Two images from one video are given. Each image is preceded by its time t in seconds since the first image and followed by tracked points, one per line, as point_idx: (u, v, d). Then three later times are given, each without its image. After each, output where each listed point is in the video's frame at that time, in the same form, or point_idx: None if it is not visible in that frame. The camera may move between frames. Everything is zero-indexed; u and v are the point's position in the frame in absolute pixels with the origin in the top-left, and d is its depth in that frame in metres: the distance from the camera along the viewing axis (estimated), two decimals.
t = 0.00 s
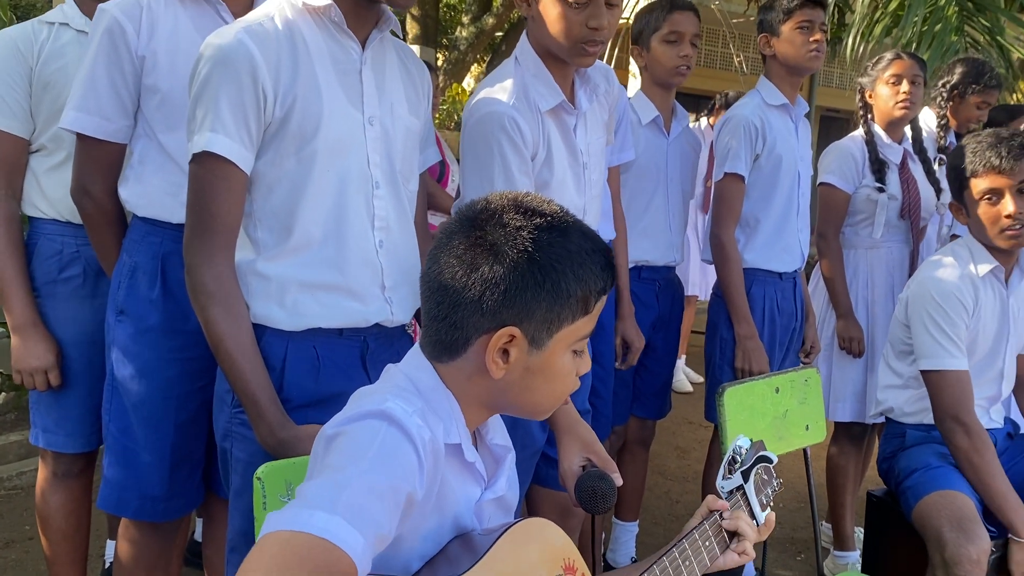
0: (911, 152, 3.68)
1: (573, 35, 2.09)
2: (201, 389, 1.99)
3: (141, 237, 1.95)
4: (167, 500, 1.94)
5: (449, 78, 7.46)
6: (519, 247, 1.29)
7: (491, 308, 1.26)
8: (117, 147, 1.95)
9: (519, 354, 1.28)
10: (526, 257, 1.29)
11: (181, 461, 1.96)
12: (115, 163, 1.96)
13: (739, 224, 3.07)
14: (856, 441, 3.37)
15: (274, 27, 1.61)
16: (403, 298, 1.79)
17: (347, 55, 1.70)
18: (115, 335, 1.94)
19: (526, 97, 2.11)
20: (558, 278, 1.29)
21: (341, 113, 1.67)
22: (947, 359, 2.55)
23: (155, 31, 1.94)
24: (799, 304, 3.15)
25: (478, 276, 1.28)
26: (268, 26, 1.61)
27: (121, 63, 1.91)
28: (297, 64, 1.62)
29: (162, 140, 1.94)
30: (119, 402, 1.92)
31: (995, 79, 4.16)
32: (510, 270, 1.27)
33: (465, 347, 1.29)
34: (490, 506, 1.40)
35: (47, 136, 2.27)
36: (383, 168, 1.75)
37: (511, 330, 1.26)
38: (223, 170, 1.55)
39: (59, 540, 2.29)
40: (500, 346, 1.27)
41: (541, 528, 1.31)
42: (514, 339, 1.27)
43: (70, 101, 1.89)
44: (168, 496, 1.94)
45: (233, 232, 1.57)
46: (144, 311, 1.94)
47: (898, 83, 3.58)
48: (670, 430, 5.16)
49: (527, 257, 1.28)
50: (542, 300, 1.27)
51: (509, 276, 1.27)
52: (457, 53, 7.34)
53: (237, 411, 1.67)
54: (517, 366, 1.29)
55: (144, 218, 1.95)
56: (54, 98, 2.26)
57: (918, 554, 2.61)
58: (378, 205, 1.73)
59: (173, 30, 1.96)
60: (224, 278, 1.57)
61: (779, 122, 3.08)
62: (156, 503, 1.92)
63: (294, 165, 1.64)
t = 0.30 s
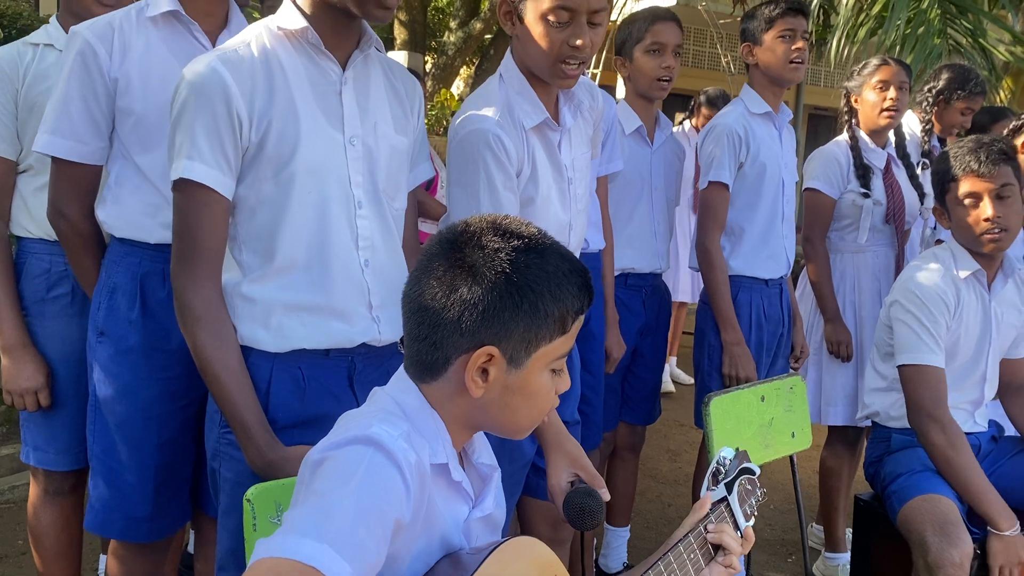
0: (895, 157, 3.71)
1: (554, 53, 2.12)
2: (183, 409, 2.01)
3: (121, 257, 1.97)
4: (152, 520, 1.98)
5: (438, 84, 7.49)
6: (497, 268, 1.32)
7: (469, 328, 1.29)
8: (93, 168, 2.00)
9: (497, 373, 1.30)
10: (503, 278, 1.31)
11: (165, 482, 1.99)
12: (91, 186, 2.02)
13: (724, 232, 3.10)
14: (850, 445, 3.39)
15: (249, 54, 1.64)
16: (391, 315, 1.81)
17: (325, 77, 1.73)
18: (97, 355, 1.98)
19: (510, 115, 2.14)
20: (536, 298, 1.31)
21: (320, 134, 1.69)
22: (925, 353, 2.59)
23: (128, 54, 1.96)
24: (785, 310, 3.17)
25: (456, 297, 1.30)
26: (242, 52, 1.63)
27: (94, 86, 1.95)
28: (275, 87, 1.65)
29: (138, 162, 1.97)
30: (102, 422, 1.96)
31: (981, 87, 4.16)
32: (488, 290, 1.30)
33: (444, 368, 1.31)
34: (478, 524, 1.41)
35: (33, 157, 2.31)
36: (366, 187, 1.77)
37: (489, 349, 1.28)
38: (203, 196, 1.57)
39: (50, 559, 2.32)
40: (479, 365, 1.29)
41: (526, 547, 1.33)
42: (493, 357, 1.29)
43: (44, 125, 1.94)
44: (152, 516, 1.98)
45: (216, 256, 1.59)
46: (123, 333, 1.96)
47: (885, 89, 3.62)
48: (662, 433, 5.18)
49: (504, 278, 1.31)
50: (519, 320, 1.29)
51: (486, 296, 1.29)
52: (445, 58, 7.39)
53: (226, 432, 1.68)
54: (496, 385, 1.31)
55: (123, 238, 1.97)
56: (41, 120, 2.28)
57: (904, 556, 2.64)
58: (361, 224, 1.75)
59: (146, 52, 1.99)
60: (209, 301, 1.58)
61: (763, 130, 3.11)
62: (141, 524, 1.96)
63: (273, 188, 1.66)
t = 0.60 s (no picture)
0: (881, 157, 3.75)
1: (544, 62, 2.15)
2: (165, 418, 2.09)
3: (98, 269, 2.04)
4: (134, 531, 2.05)
5: (428, 87, 7.53)
6: (488, 282, 1.34)
7: (462, 340, 1.31)
8: (69, 180, 2.05)
9: (489, 384, 1.33)
10: (495, 292, 1.33)
11: (146, 492, 2.07)
12: (67, 198, 2.07)
13: (714, 234, 3.13)
14: (836, 442, 3.44)
15: (242, 67, 1.66)
16: (386, 323, 1.84)
17: (317, 89, 1.75)
18: (75, 367, 2.02)
19: (502, 123, 2.16)
20: (527, 311, 1.33)
21: (313, 147, 1.71)
22: (908, 352, 2.64)
23: (102, 66, 2.02)
24: (775, 311, 3.20)
25: (448, 310, 1.32)
26: (236, 66, 1.65)
27: (69, 99, 2.00)
28: (267, 101, 1.67)
29: (115, 175, 2.03)
30: (82, 435, 2.01)
31: (968, 88, 4.17)
32: (480, 304, 1.32)
33: (437, 379, 1.33)
34: (471, 529, 1.44)
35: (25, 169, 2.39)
36: (360, 197, 1.79)
37: (481, 361, 1.31)
38: (201, 209, 1.59)
39: (46, 568, 2.33)
40: (470, 377, 1.32)
41: (518, 549, 1.35)
42: (484, 369, 1.32)
43: (20, 140, 2.00)
44: (135, 528, 2.05)
45: (213, 268, 1.61)
46: (102, 345, 2.01)
47: (872, 92, 3.64)
48: (655, 433, 5.22)
49: (496, 291, 1.33)
50: (511, 333, 1.32)
51: (478, 309, 1.32)
52: (435, 61, 7.42)
53: (224, 442, 1.70)
54: (487, 396, 1.34)
55: (100, 250, 2.04)
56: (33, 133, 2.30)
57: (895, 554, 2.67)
58: (356, 233, 1.78)
59: (121, 64, 2.03)
60: (206, 312, 1.60)
61: (751, 134, 3.15)
62: (124, 535, 2.03)
63: (268, 200, 1.68)
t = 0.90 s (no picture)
0: (870, 154, 3.77)
1: (537, 64, 2.17)
2: (147, 420, 2.12)
3: (80, 272, 2.07)
4: (115, 530, 2.07)
5: (421, 86, 7.56)
6: (487, 278, 1.37)
7: (461, 336, 1.34)
8: (48, 189, 2.07)
9: (488, 378, 1.35)
10: (493, 287, 1.36)
11: (128, 490, 2.10)
12: (48, 208, 2.09)
13: (705, 232, 3.17)
14: (827, 436, 3.48)
15: (239, 69, 1.68)
16: (381, 320, 1.87)
17: (312, 90, 1.77)
18: (56, 371, 2.04)
19: (495, 123, 2.19)
20: (525, 307, 1.36)
21: (310, 148, 1.74)
22: (904, 346, 2.67)
23: (83, 75, 2.05)
24: (766, 307, 3.24)
25: (449, 306, 1.35)
26: (233, 68, 1.67)
27: (51, 108, 2.02)
28: (265, 103, 1.69)
29: (97, 183, 2.07)
30: (63, 438, 2.04)
31: (957, 85, 4.21)
32: (478, 300, 1.35)
33: (436, 374, 1.36)
34: (469, 523, 1.46)
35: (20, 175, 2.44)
36: (354, 196, 1.82)
37: (481, 356, 1.33)
38: (198, 210, 1.62)
39: (44, 567, 2.34)
40: (470, 371, 1.34)
41: (517, 545, 1.39)
42: (484, 364, 1.34)
43: (1, 148, 2.02)
44: (117, 527, 2.08)
45: (210, 268, 1.63)
46: (84, 347, 2.04)
47: (859, 93, 3.67)
48: (649, 429, 5.25)
49: (495, 287, 1.36)
50: (510, 328, 1.34)
51: (478, 305, 1.34)
52: (427, 61, 7.45)
53: (222, 439, 1.73)
54: (486, 390, 1.36)
55: (83, 254, 2.07)
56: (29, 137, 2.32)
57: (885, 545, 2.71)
58: (350, 233, 1.80)
59: (103, 73, 2.07)
60: (203, 312, 1.63)
61: (742, 131, 3.18)
62: (106, 533, 2.06)
63: (265, 200, 1.70)
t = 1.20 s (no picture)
0: (860, 150, 3.80)
1: (524, 60, 2.20)
2: (134, 416, 2.14)
3: (67, 271, 2.09)
4: (104, 525, 2.10)
5: (414, 84, 7.60)
6: (482, 279, 1.39)
7: (455, 335, 1.36)
8: (31, 192, 2.11)
9: (481, 377, 1.38)
10: (489, 288, 1.38)
11: (115, 485, 2.12)
12: (30, 210, 2.14)
13: (696, 227, 3.19)
14: (817, 428, 3.51)
15: (234, 69, 1.70)
16: (374, 317, 1.89)
17: (307, 91, 1.80)
18: (42, 368, 2.07)
19: (483, 120, 2.22)
20: (519, 308, 1.38)
21: (305, 149, 1.76)
22: (891, 339, 2.70)
23: (68, 81, 2.08)
24: (757, 302, 3.27)
25: (444, 306, 1.37)
26: (228, 69, 1.70)
27: (36, 112, 2.06)
28: (261, 104, 1.72)
29: (82, 186, 2.10)
30: (50, 436, 2.06)
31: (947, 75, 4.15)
32: (474, 300, 1.37)
33: (430, 371, 1.38)
34: (461, 515, 1.49)
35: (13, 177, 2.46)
36: (347, 195, 1.85)
37: (474, 356, 1.36)
38: (192, 207, 1.64)
39: (42, 566, 2.36)
40: (463, 370, 1.36)
41: (507, 534, 1.41)
42: (477, 364, 1.36)
43: None
44: (105, 522, 2.11)
45: (205, 264, 1.66)
46: (69, 345, 2.06)
47: (849, 90, 3.71)
48: (643, 424, 5.28)
49: (490, 288, 1.38)
50: (504, 329, 1.37)
51: (473, 306, 1.36)
52: (420, 59, 7.48)
53: (217, 435, 1.75)
54: (479, 389, 1.39)
55: (69, 253, 2.10)
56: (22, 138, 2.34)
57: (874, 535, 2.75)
58: (343, 231, 1.83)
59: (88, 77, 2.10)
60: (197, 307, 1.65)
61: (731, 127, 3.21)
62: (94, 529, 2.09)
63: (259, 199, 1.73)
